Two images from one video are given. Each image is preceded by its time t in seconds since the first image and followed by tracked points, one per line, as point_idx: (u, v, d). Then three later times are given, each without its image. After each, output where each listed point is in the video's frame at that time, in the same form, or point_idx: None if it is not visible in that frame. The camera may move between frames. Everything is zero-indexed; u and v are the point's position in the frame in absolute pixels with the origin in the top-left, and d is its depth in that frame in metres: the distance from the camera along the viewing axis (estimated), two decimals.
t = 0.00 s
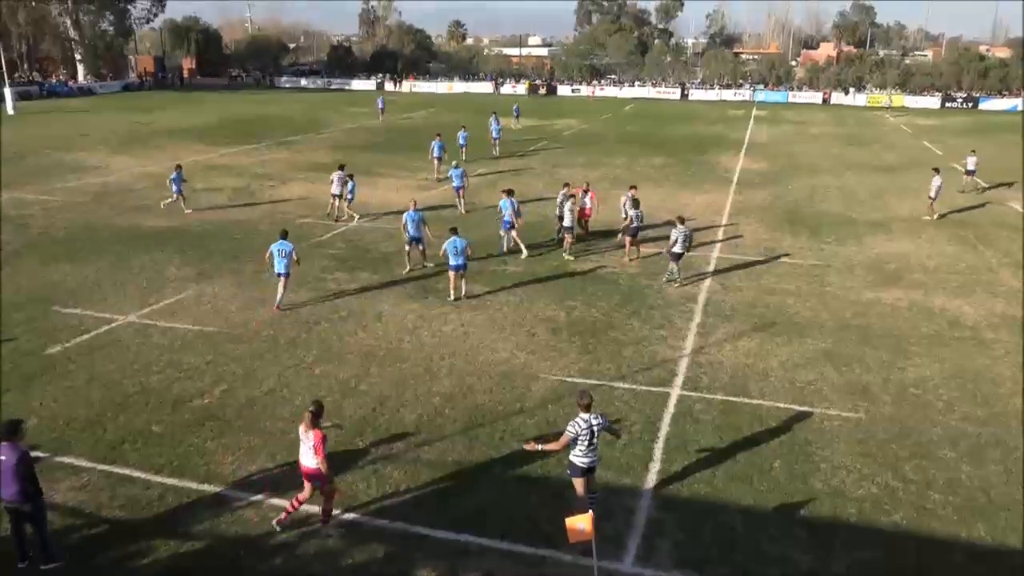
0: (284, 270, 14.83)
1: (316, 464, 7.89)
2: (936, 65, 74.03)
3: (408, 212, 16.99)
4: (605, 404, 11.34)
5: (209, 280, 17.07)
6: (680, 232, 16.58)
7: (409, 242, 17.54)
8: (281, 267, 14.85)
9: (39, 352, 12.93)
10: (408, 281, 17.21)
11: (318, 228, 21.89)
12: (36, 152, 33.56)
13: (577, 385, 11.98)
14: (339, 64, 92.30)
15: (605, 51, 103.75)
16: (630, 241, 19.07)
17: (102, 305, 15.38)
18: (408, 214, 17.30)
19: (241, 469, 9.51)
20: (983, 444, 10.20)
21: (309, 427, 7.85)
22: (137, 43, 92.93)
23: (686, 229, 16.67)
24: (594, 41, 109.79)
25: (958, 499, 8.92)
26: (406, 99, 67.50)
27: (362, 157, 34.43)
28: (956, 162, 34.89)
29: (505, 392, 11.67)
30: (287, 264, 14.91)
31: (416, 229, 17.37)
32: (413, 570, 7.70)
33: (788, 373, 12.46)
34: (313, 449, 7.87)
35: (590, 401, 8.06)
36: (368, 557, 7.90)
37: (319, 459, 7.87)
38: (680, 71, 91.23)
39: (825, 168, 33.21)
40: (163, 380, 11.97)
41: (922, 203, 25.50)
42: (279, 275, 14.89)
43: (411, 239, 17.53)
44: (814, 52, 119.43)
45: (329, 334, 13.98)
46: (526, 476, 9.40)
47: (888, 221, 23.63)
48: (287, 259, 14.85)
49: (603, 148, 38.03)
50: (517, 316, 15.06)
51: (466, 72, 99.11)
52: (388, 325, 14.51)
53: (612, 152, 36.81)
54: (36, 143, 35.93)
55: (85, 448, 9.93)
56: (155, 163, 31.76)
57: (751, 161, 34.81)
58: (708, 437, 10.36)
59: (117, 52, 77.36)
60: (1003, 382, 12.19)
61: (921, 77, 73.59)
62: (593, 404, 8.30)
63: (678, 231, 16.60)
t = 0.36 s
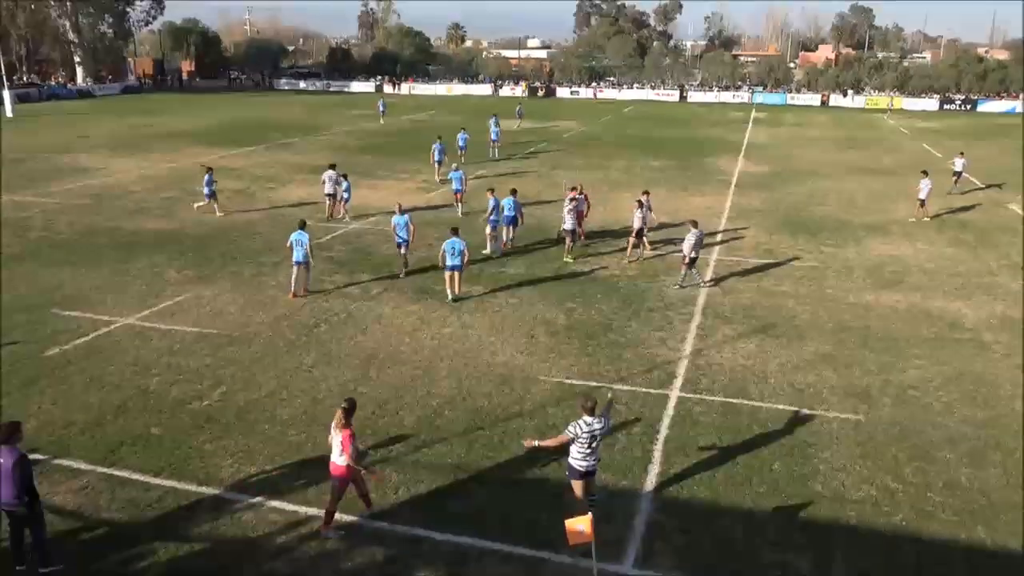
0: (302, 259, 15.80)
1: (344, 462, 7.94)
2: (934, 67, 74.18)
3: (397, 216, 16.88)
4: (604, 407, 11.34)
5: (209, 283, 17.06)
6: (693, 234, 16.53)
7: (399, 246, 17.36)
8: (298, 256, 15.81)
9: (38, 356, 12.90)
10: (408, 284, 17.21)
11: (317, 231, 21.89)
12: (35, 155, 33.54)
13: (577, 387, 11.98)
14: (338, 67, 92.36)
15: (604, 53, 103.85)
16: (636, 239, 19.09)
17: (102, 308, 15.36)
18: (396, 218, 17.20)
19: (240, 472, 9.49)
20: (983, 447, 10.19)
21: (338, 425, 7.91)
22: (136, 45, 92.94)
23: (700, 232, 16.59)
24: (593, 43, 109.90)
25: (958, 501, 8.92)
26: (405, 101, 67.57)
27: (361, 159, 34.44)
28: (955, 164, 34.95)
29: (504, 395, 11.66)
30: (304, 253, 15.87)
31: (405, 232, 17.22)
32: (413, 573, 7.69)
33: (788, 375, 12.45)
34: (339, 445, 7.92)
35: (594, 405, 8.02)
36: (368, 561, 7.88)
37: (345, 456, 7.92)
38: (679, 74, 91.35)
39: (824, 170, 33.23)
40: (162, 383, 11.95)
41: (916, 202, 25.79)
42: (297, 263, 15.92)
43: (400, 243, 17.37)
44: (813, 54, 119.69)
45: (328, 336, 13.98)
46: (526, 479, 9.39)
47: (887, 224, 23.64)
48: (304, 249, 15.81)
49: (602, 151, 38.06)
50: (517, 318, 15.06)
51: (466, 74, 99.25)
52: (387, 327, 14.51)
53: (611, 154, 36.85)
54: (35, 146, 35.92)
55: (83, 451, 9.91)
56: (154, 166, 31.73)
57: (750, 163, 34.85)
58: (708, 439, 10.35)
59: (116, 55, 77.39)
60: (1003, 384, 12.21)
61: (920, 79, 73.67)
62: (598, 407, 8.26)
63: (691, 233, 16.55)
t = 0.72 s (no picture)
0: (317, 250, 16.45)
1: (377, 449, 8.26)
2: (932, 67, 74.42)
3: (383, 219, 16.69)
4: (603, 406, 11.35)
5: (208, 283, 17.03)
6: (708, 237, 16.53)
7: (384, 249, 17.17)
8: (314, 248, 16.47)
9: (36, 356, 12.88)
10: (407, 284, 17.19)
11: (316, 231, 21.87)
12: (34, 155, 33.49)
13: (576, 387, 11.98)
14: (336, 68, 92.43)
15: (602, 54, 103.94)
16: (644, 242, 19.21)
17: (101, 308, 15.34)
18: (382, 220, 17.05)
19: (239, 472, 9.48)
20: (982, 447, 10.20)
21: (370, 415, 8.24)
22: (134, 46, 92.90)
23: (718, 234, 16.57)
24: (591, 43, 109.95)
25: (957, 501, 8.93)
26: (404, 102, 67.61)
27: (360, 159, 34.43)
28: (953, 164, 35.01)
29: (503, 395, 11.65)
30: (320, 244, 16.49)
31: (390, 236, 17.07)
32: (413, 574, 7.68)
33: (787, 375, 12.46)
34: (372, 433, 8.26)
35: (594, 406, 7.98)
36: (367, 562, 7.86)
37: (378, 443, 8.24)
38: (677, 74, 91.51)
39: (822, 170, 33.27)
40: (161, 384, 11.93)
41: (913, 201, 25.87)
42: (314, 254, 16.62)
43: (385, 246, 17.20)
44: (811, 55, 119.77)
45: (327, 337, 13.97)
46: (525, 479, 9.39)
47: (886, 224, 23.67)
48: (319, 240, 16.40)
49: (601, 151, 38.09)
50: (515, 318, 15.06)
51: (464, 75, 99.34)
52: (386, 328, 14.50)
53: (610, 155, 36.87)
54: (34, 146, 35.85)
55: (82, 451, 9.90)
56: (153, 166, 31.68)
57: (749, 163, 34.87)
58: (706, 440, 10.34)
59: (115, 55, 77.32)
60: (1002, 384, 12.22)
61: (918, 79, 73.75)
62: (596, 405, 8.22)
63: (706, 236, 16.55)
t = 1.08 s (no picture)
0: (333, 242, 17.18)
1: (406, 450, 8.16)
2: (930, 67, 74.58)
3: (365, 221, 16.56)
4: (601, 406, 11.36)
5: (206, 284, 17.01)
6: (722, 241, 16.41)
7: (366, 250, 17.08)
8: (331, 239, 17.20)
9: (34, 357, 12.87)
10: (405, 284, 17.19)
11: (314, 232, 21.86)
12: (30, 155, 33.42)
13: (574, 387, 11.98)
14: (334, 68, 92.39)
15: (600, 54, 103.94)
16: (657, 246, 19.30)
17: (99, 309, 15.31)
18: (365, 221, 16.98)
19: (237, 473, 9.49)
20: (980, 446, 10.22)
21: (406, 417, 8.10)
22: (132, 46, 92.79)
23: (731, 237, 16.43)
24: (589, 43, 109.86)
25: (954, 501, 8.94)
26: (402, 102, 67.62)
27: (358, 159, 34.41)
28: (951, 165, 35.06)
29: (501, 396, 11.66)
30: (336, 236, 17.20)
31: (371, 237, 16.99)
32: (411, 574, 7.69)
33: (785, 375, 12.47)
34: (405, 434, 8.14)
35: (601, 404, 8.01)
36: (366, 563, 7.86)
37: (408, 445, 8.13)
38: (675, 74, 91.57)
39: (820, 170, 33.31)
40: (159, 385, 11.92)
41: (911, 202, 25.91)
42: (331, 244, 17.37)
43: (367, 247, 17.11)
44: (809, 54, 119.86)
45: (325, 337, 13.96)
46: (523, 479, 9.40)
47: (884, 224, 23.69)
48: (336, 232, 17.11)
49: (599, 151, 38.11)
50: (513, 318, 15.07)
51: (462, 75, 99.36)
52: (384, 328, 14.50)
53: (608, 155, 36.87)
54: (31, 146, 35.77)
55: (80, 452, 9.90)
56: (151, 167, 31.63)
57: (747, 163, 34.89)
58: (705, 440, 10.34)
59: (112, 55, 77.18)
60: (999, 384, 12.24)
61: (915, 79, 73.80)
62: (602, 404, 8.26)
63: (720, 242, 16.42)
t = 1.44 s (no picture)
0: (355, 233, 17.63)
1: (451, 448, 8.18)
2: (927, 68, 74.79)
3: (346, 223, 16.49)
4: (598, 406, 11.37)
5: (203, 284, 17.00)
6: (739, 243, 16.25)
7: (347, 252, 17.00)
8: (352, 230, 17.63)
9: (31, 357, 12.85)
10: (402, 284, 17.18)
11: (311, 232, 21.84)
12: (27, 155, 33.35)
13: (572, 387, 12.00)
14: (332, 68, 92.36)
15: (598, 54, 104.02)
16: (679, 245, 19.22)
17: (95, 310, 15.29)
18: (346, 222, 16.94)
19: (235, 473, 9.49)
20: (976, 445, 10.24)
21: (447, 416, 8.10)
22: (129, 46, 92.69)
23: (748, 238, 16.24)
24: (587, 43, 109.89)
25: (951, 500, 8.95)
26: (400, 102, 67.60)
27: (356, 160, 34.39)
28: (948, 165, 35.13)
29: (499, 396, 11.66)
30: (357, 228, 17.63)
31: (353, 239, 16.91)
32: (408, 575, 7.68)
33: (782, 375, 12.49)
34: (448, 432, 8.15)
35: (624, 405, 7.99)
36: (363, 563, 7.86)
37: (453, 443, 8.15)
38: (673, 74, 91.65)
39: (817, 170, 33.35)
40: (156, 385, 11.91)
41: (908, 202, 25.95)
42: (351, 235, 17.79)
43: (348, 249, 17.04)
44: (807, 54, 119.99)
45: (322, 338, 13.95)
46: (521, 479, 9.40)
47: (881, 224, 23.72)
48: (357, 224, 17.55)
49: (597, 151, 38.13)
50: (510, 319, 15.07)
51: (460, 75, 99.40)
52: (382, 328, 14.50)
53: (606, 155, 36.89)
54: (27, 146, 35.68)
55: (77, 452, 9.89)
56: (148, 167, 31.59)
57: (744, 163, 34.91)
58: (703, 440, 10.34)
59: (110, 55, 77.07)
60: (996, 384, 12.26)
61: (912, 79, 73.90)
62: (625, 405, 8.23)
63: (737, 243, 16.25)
